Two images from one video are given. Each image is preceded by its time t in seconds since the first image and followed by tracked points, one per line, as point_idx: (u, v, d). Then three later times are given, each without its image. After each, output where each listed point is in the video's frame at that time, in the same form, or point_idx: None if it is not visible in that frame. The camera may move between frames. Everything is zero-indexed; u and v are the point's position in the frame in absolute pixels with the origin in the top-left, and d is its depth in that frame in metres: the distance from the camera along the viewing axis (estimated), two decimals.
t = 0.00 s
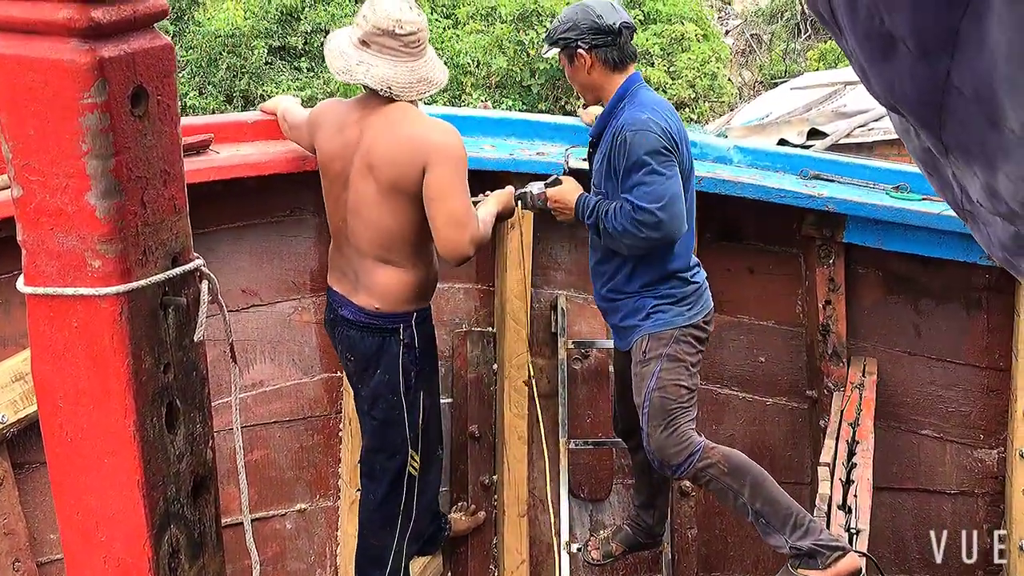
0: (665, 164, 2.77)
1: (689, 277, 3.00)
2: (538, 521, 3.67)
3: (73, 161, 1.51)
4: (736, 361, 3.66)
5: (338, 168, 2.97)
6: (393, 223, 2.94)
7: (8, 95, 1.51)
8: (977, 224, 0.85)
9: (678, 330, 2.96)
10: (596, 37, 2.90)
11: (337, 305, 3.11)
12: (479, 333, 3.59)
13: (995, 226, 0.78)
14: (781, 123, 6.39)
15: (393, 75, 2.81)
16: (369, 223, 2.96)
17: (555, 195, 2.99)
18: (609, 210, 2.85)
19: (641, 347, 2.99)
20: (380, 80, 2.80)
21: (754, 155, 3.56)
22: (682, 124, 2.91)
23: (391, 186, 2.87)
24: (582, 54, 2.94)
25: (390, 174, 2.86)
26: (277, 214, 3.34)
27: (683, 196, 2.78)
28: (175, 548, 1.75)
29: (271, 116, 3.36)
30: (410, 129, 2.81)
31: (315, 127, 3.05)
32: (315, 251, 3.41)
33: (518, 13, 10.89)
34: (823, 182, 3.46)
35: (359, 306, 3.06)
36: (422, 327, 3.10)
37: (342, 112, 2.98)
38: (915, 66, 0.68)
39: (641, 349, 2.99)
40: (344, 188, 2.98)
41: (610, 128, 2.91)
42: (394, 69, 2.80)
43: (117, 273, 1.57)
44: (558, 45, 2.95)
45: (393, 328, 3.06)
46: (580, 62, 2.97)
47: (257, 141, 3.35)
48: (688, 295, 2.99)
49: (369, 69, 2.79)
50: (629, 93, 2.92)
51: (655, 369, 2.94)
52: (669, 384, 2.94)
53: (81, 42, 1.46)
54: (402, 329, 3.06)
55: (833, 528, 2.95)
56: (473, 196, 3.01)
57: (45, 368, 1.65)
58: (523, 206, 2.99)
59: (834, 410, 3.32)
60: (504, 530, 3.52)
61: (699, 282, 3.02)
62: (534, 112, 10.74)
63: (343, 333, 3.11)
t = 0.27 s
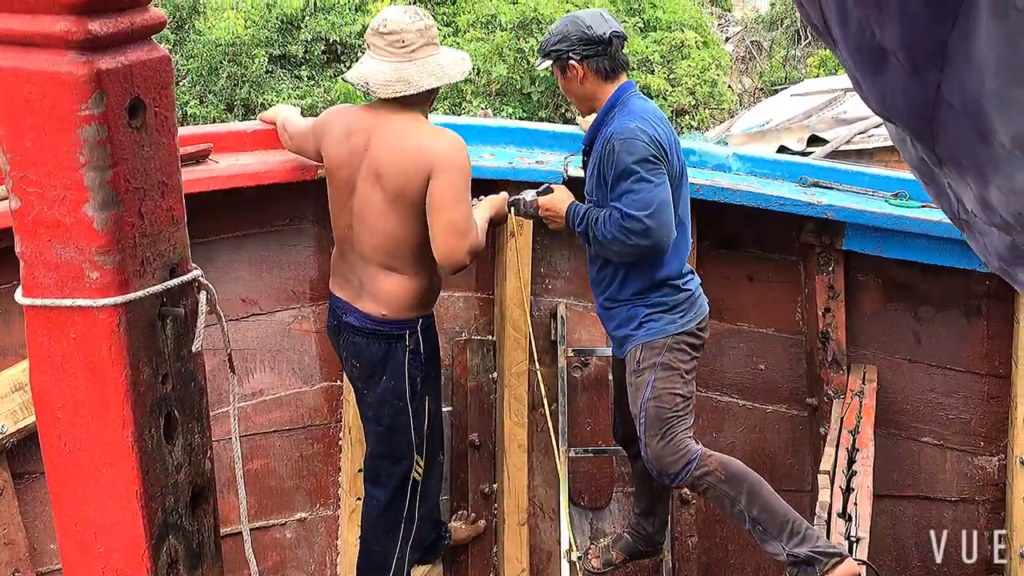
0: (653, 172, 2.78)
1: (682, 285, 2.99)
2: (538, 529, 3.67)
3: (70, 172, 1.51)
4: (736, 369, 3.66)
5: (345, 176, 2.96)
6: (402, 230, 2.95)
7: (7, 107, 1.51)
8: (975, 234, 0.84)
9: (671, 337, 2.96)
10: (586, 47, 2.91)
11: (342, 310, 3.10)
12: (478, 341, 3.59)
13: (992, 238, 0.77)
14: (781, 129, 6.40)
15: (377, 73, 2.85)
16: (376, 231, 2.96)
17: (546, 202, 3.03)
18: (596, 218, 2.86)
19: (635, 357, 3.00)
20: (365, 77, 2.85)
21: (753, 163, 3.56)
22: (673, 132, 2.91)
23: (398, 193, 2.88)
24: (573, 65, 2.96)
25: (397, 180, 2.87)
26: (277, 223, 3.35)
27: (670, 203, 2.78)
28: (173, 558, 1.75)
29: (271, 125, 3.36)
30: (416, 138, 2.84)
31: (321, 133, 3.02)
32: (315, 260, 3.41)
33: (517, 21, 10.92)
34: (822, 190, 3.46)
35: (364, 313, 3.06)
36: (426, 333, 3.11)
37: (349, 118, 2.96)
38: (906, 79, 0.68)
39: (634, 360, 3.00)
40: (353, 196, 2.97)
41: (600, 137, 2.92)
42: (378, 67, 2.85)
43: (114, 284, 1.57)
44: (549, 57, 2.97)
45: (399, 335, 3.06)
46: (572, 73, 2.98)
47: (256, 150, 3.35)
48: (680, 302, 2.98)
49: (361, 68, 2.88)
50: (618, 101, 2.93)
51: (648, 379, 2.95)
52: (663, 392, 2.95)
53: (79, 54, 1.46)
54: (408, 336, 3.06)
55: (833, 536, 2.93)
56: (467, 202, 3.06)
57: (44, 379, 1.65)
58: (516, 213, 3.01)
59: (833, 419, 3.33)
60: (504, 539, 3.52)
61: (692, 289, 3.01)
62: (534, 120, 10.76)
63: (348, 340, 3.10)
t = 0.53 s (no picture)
0: (591, 176, 2.83)
1: (664, 286, 3.00)
2: (538, 535, 3.66)
3: (67, 180, 1.51)
4: (735, 374, 3.65)
5: (360, 175, 2.98)
6: (416, 230, 2.99)
7: (3, 115, 1.51)
8: (968, 240, 0.82)
9: (659, 339, 2.98)
10: (566, 54, 2.96)
11: (343, 310, 3.09)
12: (478, 347, 3.59)
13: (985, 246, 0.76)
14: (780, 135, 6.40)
15: (389, 78, 2.91)
16: (388, 228, 2.99)
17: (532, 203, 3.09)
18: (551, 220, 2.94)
19: (627, 362, 3.01)
20: (376, 82, 2.92)
21: (752, 168, 3.56)
22: (637, 136, 2.93)
23: (416, 193, 2.94)
24: (555, 71, 3.02)
25: (416, 182, 2.93)
26: (276, 229, 3.35)
27: (607, 205, 2.81)
28: (169, 566, 1.74)
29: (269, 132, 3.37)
30: (435, 144, 2.89)
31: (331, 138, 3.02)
32: (314, 266, 3.42)
33: (517, 27, 10.94)
34: (821, 195, 3.46)
35: (366, 312, 3.06)
36: (427, 335, 3.12)
37: (365, 119, 2.99)
38: (896, 89, 0.65)
39: (627, 365, 3.01)
40: (364, 195, 3.00)
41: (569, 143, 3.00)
42: (390, 73, 2.92)
43: (110, 291, 1.57)
44: (534, 65, 3.03)
45: (400, 334, 3.07)
46: (554, 79, 3.04)
47: (255, 157, 3.36)
48: (665, 303, 2.99)
49: (375, 74, 2.95)
50: (592, 107, 3.00)
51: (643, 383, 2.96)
52: (659, 395, 2.96)
53: (76, 62, 1.47)
54: (408, 336, 3.07)
55: (833, 543, 2.91)
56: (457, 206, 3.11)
57: (40, 387, 1.64)
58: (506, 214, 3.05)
59: (834, 424, 3.32)
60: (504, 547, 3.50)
61: (678, 290, 3.01)
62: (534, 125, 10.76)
63: (348, 339, 3.09)
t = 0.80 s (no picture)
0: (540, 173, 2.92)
1: (643, 277, 3.01)
2: (538, 537, 3.66)
3: (63, 184, 1.51)
4: (735, 376, 3.65)
5: (377, 174, 3.06)
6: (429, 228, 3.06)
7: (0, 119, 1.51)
8: (962, 243, 0.82)
9: (648, 331, 2.99)
10: (530, 69, 3.11)
11: (354, 306, 3.10)
12: (477, 349, 3.59)
13: (979, 249, 0.75)
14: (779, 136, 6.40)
15: (401, 93, 3.03)
16: (401, 225, 3.06)
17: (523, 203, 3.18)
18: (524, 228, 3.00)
19: (624, 359, 3.03)
20: (388, 96, 3.05)
21: (751, 170, 3.56)
22: (586, 133, 3.02)
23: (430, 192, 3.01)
24: (522, 88, 3.17)
25: (428, 183, 3.01)
26: (275, 232, 3.35)
27: (564, 196, 2.86)
28: (166, 571, 1.74)
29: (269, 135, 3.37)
30: (449, 146, 2.99)
31: (348, 140, 3.07)
32: (313, 269, 3.42)
33: (517, 29, 10.94)
34: (820, 198, 3.46)
35: (378, 307, 3.10)
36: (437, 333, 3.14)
37: (381, 122, 3.07)
38: (888, 94, 0.64)
39: (623, 362, 3.03)
40: (378, 193, 3.06)
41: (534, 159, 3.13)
42: (402, 88, 3.03)
43: (107, 296, 1.57)
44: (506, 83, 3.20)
45: (412, 330, 3.10)
46: (523, 95, 3.20)
47: (254, 160, 3.36)
48: (646, 294, 3.00)
49: (386, 87, 3.06)
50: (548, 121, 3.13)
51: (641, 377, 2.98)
52: (659, 388, 2.97)
53: (72, 67, 1.47)
54: (420, 332, 3.10)
55: (833, 546, 2.91)
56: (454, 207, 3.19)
57: (37, 391, 1.64)
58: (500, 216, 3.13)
59: (834, 425, 3.32)
60: (504, 551, 3.52)
61: (659, 280, 3.01)
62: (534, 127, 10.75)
63: (359, 334, 3.11)
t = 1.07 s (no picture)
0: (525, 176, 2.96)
1: (635, 276, 3.02)
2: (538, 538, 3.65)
3: (60, 186, 1.51)
4: (735, 377, 3.65)
5: (384, 178, 3.09)
6: (432, 229, 3.09)
7: None
8: (960, 241, 0.81)
9: (642, 330, 3.00)
10: (514, 81, 3.19)
11: (359, 307, 3.12)
12: (477, 350, 3.60)
13: (976, 247, 0.75)
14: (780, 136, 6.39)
15: (414, 102, 3.07)
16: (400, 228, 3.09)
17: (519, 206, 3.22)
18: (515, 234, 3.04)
19: (623, 361, 3.04)
20: (401, 106, 3.09)
21: (751, 170, 3.56)
22: (570, 137, 3.07)
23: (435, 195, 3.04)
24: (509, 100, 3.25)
25: (433, 187, 3.04)
26: (275, 233, 3.35)
27: (542, 195, 2.89)
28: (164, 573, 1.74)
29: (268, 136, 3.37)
30: (456, 150, 3.02)
31: (360, 141, 3.10)
32: (313, 270, 3.42)
33: (517, 29, 10.93)
34: (820, 198, 3.46)
35: (381, 304, 3.10)
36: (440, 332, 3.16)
37: (392, 127, 3.11)
38: (886, 92, 0.64)
39: (623, 364, 3.04)
40: (385, 195, 3.09)
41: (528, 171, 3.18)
42: (414, 97, 3.08)
43: (104, 297, 1.56)
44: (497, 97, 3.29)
45: (414, 327, 3.11)
46: (511, 107, 3.27)
47: (253, 161, 3.36)
48: (639, 293, 3.01)
49: (398, 96, 3.11)
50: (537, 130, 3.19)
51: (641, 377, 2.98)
52: (659, 387, 2.97)
53: (69, 68, 1.46)
54: (422, 329, 3.11)
55: (832, 546, 2.90)
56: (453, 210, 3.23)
57: (34, 393, 1.64)
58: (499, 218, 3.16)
59: (833, 425, 3.32)
60: (504, 552, 3.53)
61: (651, 279, 3.02)
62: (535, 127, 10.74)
63: (362, 333, 3.11)
